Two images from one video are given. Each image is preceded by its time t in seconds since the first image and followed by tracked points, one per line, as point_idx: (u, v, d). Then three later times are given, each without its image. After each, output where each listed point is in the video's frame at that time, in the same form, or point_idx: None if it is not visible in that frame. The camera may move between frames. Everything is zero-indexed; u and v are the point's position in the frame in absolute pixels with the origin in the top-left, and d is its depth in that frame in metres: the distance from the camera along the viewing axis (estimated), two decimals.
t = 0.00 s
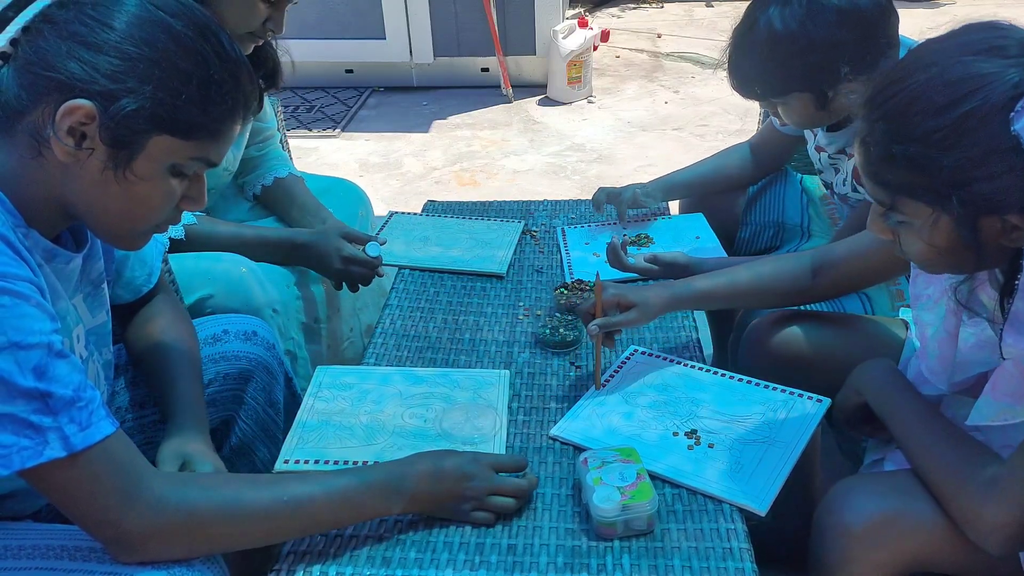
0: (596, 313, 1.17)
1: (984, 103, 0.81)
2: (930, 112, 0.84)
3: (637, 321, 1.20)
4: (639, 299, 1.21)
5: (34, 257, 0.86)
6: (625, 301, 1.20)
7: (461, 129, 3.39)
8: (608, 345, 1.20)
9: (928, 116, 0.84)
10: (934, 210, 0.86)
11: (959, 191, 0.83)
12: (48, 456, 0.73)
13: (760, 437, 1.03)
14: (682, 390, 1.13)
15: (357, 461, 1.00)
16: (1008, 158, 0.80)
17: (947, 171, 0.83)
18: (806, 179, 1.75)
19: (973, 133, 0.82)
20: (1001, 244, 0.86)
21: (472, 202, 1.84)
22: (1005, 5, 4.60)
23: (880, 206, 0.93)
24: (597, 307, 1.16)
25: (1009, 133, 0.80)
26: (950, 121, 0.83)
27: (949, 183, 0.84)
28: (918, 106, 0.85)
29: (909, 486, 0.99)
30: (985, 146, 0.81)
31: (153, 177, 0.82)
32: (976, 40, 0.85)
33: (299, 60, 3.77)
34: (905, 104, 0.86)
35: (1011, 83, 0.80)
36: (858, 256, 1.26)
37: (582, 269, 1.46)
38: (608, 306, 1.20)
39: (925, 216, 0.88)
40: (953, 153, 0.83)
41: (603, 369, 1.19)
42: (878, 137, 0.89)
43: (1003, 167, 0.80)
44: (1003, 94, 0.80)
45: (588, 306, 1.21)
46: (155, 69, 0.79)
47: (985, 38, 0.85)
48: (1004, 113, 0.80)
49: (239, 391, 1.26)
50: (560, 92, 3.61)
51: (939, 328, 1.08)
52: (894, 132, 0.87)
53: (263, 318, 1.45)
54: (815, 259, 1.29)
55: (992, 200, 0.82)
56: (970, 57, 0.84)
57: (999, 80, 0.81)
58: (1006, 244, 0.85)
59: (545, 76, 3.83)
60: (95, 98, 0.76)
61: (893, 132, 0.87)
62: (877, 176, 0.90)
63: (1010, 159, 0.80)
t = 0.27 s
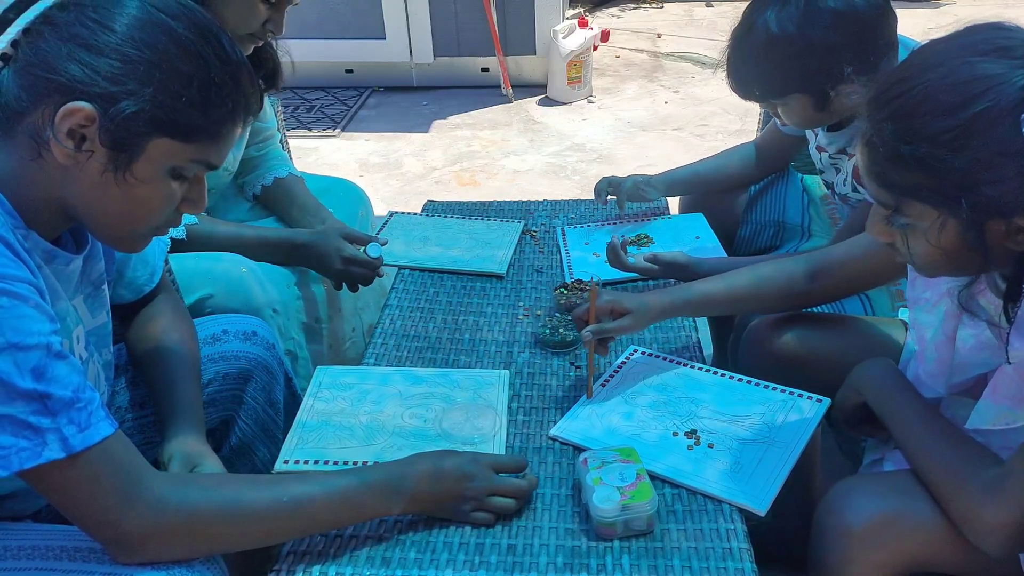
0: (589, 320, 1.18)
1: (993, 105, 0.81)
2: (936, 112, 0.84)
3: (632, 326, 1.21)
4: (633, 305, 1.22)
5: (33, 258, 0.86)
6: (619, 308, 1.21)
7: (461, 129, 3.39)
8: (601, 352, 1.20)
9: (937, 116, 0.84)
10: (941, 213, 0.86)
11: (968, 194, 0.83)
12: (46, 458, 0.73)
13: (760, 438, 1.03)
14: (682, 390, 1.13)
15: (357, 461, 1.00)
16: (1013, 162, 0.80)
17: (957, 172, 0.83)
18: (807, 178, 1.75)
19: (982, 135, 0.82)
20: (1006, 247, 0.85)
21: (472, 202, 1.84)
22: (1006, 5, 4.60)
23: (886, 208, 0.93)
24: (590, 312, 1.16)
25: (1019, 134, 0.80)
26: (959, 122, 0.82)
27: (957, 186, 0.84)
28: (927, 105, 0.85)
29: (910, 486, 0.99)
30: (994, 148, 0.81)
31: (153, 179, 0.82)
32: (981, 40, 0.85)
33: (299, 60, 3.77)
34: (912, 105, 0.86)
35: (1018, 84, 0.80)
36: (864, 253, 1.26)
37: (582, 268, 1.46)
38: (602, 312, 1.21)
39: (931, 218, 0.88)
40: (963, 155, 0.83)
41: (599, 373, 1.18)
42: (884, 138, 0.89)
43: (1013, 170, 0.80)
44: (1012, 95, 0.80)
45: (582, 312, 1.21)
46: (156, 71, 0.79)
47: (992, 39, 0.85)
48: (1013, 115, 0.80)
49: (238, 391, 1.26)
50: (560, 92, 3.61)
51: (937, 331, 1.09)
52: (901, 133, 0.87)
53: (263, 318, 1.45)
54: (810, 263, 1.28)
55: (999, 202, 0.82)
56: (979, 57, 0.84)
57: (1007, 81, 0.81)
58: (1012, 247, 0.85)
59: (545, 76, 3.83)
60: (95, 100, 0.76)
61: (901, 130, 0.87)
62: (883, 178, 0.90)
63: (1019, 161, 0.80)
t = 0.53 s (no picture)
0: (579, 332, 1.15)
1: (1000, 114, 0.81)
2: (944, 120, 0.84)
3: (624, 336, 1.18)
4: (623, 316, 1.19)
5: (34, 259, 0.86)
6: (608, 318, 1.18)
7: (461, 129, 3.39)
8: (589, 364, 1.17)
9: (946, 124, 0.84)
10: (950, 223, 0.86)
11: (977, 204, 0.83)
12: (46, 458, 0.73)
13: (760, 438, 1.03)
14: (682, 390, 1.13)
15: (357, 461, 1.00)
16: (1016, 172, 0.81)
17: (966, 181, 0.83)
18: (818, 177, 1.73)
19: (992, 142, 0.81)
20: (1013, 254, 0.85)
21: (472, 202, 1.83)
22: (1006, 5, 4.60)
23: (890, 219, 0.92)
24: (579, 324, 1.13)
25: None
26: (967, 131, 0.82)
27: (965, 197, 0.84)
28: (934, 112, 0.85)
29: (909, 488, 0.99)
30: (1003, 157, 0.81)
31: (153, 181, 0.82)
32: (984, 47, 0.86)
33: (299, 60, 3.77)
34: (919, 113, 0.86)
35: None
36: (862, 257, 1.25)
37: (583, 268, 1.46)
38: (591, 323, 1.18)
39: (938, 229, 0.88)
40: (972, 163, 0.83)
41: (596, 378, 1.18)
42: (892, 145, 0.89)
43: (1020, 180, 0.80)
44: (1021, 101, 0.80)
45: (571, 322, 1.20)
46: (157, 73, 0.79)
47: (988, 45, 0.86)
48: (1019, 122, 0.80)
49: (239, 391, 1.26)
50: (560, 92, 3.61)
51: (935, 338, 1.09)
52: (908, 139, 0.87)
53: (263, 318, 1.45)
54: (801, 270, 1.27)
55: (1005, 211, 0.82)
56: (985, 64, 0.84)
57: (1013, 89, 0.81)
58: (1018, 255, 0.84)
59: (545, 76, 3.83)
60: (95, 102, 0.76)
61: (907, 137, 0.87)
62: (888, 186, 0.90)
63: None
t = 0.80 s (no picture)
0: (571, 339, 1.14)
1: (1000, 127, 0.81)
2: (942, 134, 0.84)
3: (615, 343, 1.17)
4: (617, 322, 1.18)
5: (33, 260, 0.86)
6: (601, 325, 1.18)
7: (461, 129, 3.39)
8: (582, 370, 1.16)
9: (944, 138, 0.84)
10: (949, 235, 0.86)
11: (976, 219, 0.83)
12: (44, 459, 0.73)
13: (760, 438, 1.03)
14: (682, 390, 1.13)
15: (357, 461, 1.00)
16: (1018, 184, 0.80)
17: (966, 196, 0.83)
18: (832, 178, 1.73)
19: (991, 156, 0.81)
20: (1013, 264, 0.84)
21: (472, 202, 1.83)
22: (1006, 5, 4.60)
23: (889, 231, 0.92)
24: (571, 330, 1.12)
25: None
26: (968, 144, 0.82)
27: (965, 211, 0.84)
28: (935, 124, 0.85)
29: (909, 488, 0.99)
30: (1004, 171, 0.81)
31: (152, 182, 0.82)
32: (983, 58, 0.86)
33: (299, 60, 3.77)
34: (922, 125, 0.86)
35: None
36: (856, 261, 1.25)
37: (583, 268, 1.46)
38: (584, 329, 1.17)
39: (938, 243, 0.88)
40: (971, 178, 0.83)
41: (594, 379, 1.17)
42: (890, 155, 0.89)
43: (1018, 194, 0.81)
44: (1020, 114, 0.80)
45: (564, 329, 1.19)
46: (153, 73, 0.79)
47: (994, 57, 0.85)
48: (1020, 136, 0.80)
49: (238, 391, 1.26)
50: (560, 92, 3.61)
51: (931, 343, 1.10)
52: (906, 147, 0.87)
53: (263, 318, 1.45)
54: (796, 273, 1.27)
55: (1003, 223, 0.82)
56: (986, 76, 0.83)
57: (1011, 103, 0.81)
58: (1018, 265, 0.84)
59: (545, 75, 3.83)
60: (89, 103, 0.76)
61: (905, 154, 0.87)
62: (886, 199, 0.90)
63: None
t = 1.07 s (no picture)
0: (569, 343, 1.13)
1: (991, 135, 0.81)
2: (935, 138, 0.84)
3: (612, 346, 1.16)
4: (615, 325, 1.18)
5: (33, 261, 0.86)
6: (599, 327, 1.17)
7: (461, 129, 3.39)
8: (580, 373, 1.15)
9: (933, 147, 0.84)
10: (942, 242, 0.87)
11: (971, 224, 0.84)
12: (46, 459, 0.73)
13: (759, 438, 1.03)
14: (682, 390, 1.13)
15: (357, 461, 1.00)
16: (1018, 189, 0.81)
17: (958, 202, 0.83)
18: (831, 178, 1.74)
19: (983, 162, 0.82)
20: (1009, 268, 0.85)
21: (472, 201, 1.83)
22: (1006, 5, 4.61)
23: (885, 238, 0.92)
24: (569, 332, 1.12)
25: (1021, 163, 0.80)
26: (960, 151, 0.83)
27: (961, 217, 0.84)
28: (926, 131, 0.85)
29: (909, 488, 0.99)
30: (996, 176, 0.81)
31: (147, 185, 0.82)
32: (979, 63, 0.85)
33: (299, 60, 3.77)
34: (912, 132, 0.86)
35: (1017, 110, 0.80)
36: (853, 264, 1.24)
37: (583, 269, 1.46)
38: (582, 331, 1.16)
39: (935, 247, 0.88)
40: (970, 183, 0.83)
41: (596, 378, 1.18)
42: (883, 162, 0.88)
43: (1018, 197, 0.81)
44: (1010, 125, 0.80)
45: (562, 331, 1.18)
46: (140, 76, 0.78)
47: (985, 61, 0.85)
48: (1012, 142, 0.80)
49: (238, 390, 1.26)
50: (560, 92, 3.61)
51: (932, 346, 1.09)
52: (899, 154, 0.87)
53: (263, 318, 1.45)
54: (795, 277, 1.26)
55: (996, 229, 0.83)
56: (976, 82, 0.84)
57: (1005, 107, 0.81)
58: (1016, 269, 0.85)
59: (545, 75, 3.83)
60: (75, 108, 0.76)
61: (897, 161, 0.87)
62: (882, 207, 0.90)
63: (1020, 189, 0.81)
